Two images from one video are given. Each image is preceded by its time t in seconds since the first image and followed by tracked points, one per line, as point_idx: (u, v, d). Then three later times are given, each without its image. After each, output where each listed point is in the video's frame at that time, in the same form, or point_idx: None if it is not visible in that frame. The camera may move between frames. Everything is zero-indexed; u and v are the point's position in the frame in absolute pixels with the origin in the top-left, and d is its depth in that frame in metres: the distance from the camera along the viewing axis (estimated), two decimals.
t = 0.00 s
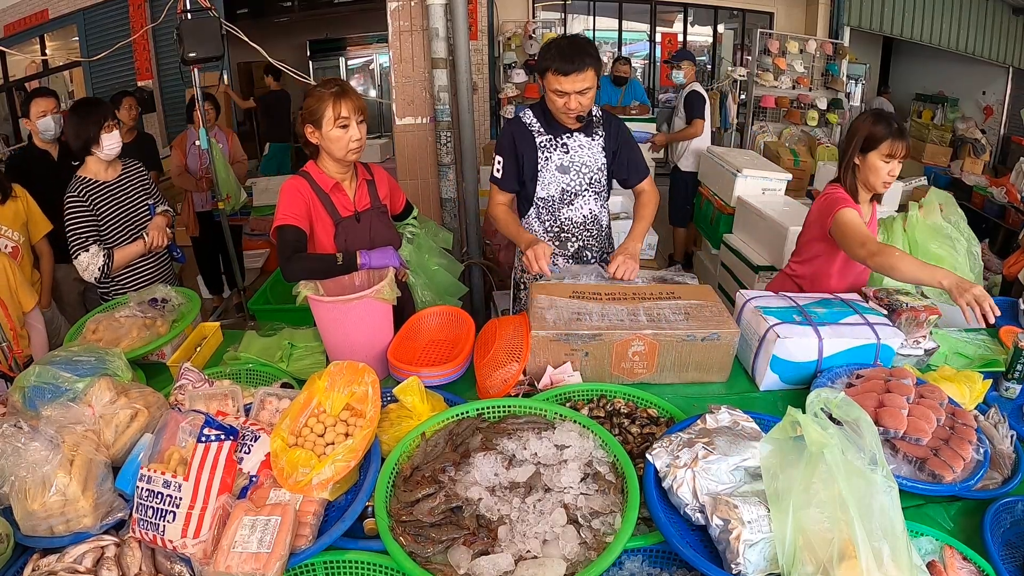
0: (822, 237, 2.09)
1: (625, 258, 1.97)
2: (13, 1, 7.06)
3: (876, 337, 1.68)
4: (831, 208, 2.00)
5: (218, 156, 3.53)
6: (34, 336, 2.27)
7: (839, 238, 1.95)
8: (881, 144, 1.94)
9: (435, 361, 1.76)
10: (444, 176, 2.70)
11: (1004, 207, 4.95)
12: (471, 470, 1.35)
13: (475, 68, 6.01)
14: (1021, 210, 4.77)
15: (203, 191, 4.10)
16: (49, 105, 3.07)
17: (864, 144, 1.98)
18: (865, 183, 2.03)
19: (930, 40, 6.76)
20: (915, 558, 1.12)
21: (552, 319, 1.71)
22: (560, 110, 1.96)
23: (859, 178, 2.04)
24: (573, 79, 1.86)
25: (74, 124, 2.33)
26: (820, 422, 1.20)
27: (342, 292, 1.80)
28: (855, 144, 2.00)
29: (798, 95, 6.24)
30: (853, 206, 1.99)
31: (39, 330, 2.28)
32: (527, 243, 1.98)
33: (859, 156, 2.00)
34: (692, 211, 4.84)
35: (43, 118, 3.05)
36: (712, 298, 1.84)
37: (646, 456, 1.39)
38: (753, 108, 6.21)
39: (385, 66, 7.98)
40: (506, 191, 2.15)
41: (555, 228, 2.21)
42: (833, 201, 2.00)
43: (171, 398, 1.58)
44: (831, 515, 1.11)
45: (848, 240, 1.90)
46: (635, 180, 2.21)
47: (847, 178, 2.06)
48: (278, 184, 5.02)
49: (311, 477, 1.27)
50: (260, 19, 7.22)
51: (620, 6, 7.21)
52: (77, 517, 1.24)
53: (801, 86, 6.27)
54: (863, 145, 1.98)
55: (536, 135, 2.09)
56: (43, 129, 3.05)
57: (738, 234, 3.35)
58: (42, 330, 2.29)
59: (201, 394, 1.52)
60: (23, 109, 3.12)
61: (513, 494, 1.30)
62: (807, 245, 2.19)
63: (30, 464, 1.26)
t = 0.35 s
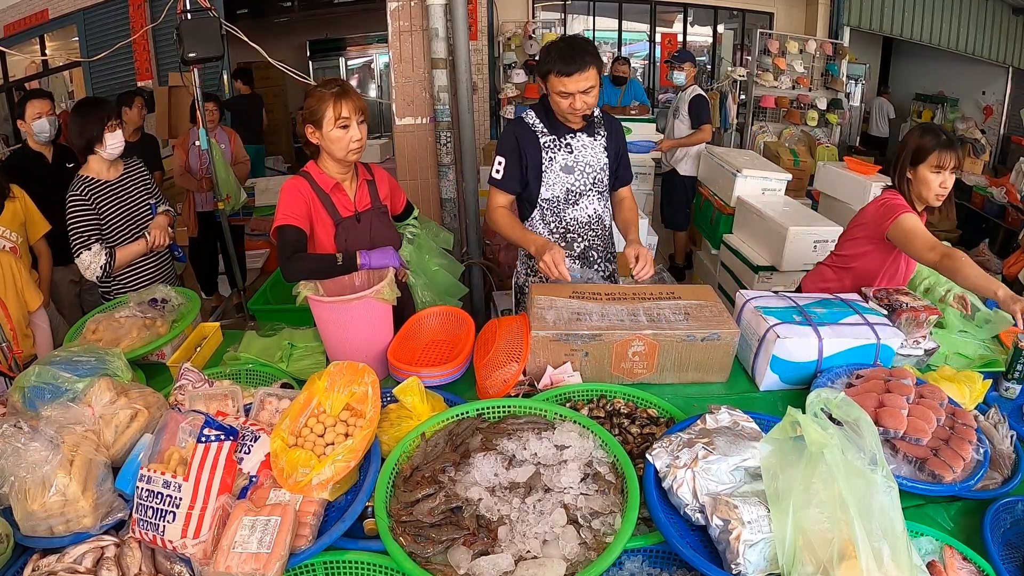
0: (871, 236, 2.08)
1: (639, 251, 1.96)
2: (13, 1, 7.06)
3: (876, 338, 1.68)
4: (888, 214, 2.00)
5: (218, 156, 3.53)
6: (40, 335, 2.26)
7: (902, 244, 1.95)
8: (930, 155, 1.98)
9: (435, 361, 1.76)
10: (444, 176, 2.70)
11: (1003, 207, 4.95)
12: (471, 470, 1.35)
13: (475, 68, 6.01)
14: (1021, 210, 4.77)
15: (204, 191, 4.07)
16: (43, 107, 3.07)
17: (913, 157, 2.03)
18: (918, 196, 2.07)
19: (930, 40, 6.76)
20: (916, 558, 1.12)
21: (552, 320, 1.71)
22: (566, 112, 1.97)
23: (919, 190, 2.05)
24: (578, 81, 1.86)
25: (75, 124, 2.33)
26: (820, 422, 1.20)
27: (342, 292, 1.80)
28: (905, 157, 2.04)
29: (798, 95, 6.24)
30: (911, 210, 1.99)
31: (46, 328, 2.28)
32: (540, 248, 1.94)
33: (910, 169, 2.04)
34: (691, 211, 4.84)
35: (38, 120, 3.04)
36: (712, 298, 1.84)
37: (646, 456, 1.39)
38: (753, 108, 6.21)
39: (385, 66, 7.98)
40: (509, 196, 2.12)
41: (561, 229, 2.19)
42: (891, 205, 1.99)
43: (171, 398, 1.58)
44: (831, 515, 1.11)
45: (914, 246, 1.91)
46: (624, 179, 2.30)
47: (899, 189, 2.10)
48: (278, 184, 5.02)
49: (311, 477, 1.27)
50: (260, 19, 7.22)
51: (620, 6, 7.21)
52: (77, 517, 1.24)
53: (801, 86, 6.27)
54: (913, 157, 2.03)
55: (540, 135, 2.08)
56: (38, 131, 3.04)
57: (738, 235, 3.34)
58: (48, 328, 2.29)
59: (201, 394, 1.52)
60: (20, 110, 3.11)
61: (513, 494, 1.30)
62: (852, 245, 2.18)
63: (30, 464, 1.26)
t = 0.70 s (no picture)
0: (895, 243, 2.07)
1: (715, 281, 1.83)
2: (13, 1, 7.06)
3: (876, 338, 1.68)
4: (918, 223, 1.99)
5: (218, 156, 3.53)
6: (45, 333, 2.24)
7: (930, 257, 1.96)
8: (970, 173, 1.98)
9: (435, 361, 1.76)
10: (444, 176, 2.70)
11: (1004, 207, 4.95)
12: (471, 470, 1.35)
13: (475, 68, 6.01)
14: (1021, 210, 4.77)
15: (204, 191, 4.06)
16: (42, 107, 3.06)
17: (952, 174, 2.03)
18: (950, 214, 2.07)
19: (930, 40, 6.76)
20: (916, 558, 1.12)
21: (552, 320, 1.71)
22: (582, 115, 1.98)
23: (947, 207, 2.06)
24: (602, 86, 1.86)
25: (75, 124, 2.33)
26: (820, 422, 1.20)
27: (342, 292, 1.81)
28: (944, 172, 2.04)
29: (799, 95, 6.23)
30: (943, 225, 1.99)
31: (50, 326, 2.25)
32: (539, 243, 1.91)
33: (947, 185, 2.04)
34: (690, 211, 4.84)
35: (38, 120, 3.04)
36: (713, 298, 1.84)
37: (646, 456, 1.39)
38: (753, 108, 6.21)
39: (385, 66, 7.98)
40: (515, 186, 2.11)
41: (565, 228, 2.20)
42: (922, 216, 1.98)
43: (171, 398, 1.58)
44: (831, 515, 1.11)
45: (944, 261, 1.92)
46: (645, 181, 2.22)
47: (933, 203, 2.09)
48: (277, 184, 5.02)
49: (311, 477, 1.27)
50: (260, 19, 7.21)
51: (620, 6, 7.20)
52: (77, 517, 1.24)
53: (801, 86, 6.27)
54: (952, 173, 2.02)
55: (550, 135, 2.09)
56: (37, 131, 3.04)
57: (738, 235, 3.34)
58: (53, 327, 2.27)
59: (201, 394, 1.52)
60: (19, 110, 3.11)
61: (513, 494, 1.30)
62: (874, 248, 2.17)
63: (30, 464, 1.26)
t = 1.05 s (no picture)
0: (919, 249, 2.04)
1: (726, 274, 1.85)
2: (13, 1, 7.07)
3: (876, 338, 1.68)
4: (945, 239, 1.95)
5: (218, 155, 3.53)
6: (48, 332, 2.27)
7: (956, 274, 1.92)
8: (1010, 196, 2.02)
9: (434, 361, 1.76)
10: (444, 176, 2.70)
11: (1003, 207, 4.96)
12: (471, 470, 1.35)
13: (475, 68, 6.04)
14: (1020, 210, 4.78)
15: (204, 191, 4.06)
16: (45, 106, 3.05)
17: (992, 195, 2.03)
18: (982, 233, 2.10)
19: (930, 40, 6.76)
20: (916, 558, 1.12)
21: (552, 320, 1.71)
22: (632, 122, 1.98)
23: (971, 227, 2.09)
24: (657, 98, 1.85)
25: (76, 125, 2.33)
26: (820, 422, 1.20)
27: (342, 292, 1.82)
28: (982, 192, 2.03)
29: (799, 95, 6.23)
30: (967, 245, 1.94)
31: (55, 325, 2.29)
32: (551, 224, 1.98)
33: (984, 204, 2.04)
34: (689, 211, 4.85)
35: (41, 119, 3.04)
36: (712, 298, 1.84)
37: (646, 456, 1.39)
38: (753, 108, 6.21)
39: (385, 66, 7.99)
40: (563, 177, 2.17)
41: (608, 224, 2.22)
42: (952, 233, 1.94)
43: (171, 398, 1.58)
44: (831, 515, 1.11)
45: (971, 279, 1.88)
46: (692, 190, 2.19)
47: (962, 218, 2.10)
48: (278, 184, 5.03)
49: (311, 477, 1.27)
50: (260, 19, 7.21)
51: (620, 6, 7.20)
52: (77, 517, 1.24)
53: (801, 86, 6.28)
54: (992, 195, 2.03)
55: (602, 132, 2.11)
56: (40, 130, 3.04)
57: (738, 236, 3.34)
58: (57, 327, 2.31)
59: (201, 394, 1.52)
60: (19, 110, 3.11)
61: (513, 494, 1.30)
62: (891, 252, 2.15)
63: (30, 464, 1.26)
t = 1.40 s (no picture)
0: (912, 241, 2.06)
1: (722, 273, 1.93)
2: (13, 1, 7.07)
3: (876, 337, 1.68)
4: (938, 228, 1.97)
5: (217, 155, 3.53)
6: (51, 331, 2.27)
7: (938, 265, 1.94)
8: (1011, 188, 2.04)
9: (435, 361, 1.76)
10: (444, 176, 2.69)
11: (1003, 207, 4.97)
12: (471, 470, 1.35)
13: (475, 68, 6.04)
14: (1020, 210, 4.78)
15: (204, 191, 4.06)
16: (49, 105, 3.06)
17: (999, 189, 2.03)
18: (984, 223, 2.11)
19: (930, 40, 6.76)
20: (916, 558, 1.12)
21: (553, 320, 1.71)
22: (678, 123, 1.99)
23: (976, 223, 2.08)
24: (709, 104, 1.86)
25: (76, 125, 2.33)
26: (820, 422, 1.20)
27: (342, 292, 1.82)
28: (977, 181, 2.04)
29: (799, 95, 6.24)
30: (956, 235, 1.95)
31: (58, 323, 2.28)
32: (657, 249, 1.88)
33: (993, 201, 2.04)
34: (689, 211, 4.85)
35: (45, 118, 3.04)
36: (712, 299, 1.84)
37: (646, 456, 1.39)
38: (753, 108, 6.21)
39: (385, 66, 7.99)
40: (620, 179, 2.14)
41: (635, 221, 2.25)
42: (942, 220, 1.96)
43: (171, 398, 1.58)
44: (831, 515, 1.11)
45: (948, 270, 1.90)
46: (713, 200, 2.25)
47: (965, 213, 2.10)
48: (278, 184, 5.03)
49: (311, 477, 1.27)
50: (260, 19, 7.21)
51: (620, 6, 7.20)
52: (77, 517, 1.24)
53: (801, 86, 6.29)
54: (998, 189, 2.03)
55: (640, 133, 2.11)
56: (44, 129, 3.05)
57: (738, 236, 3.34)
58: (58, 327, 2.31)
59: (201, 394, 1.52)
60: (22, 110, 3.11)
61: (513, 494, 1.30)
62: (887, 250, 2.17)
63: (30, 464, 1.26)
